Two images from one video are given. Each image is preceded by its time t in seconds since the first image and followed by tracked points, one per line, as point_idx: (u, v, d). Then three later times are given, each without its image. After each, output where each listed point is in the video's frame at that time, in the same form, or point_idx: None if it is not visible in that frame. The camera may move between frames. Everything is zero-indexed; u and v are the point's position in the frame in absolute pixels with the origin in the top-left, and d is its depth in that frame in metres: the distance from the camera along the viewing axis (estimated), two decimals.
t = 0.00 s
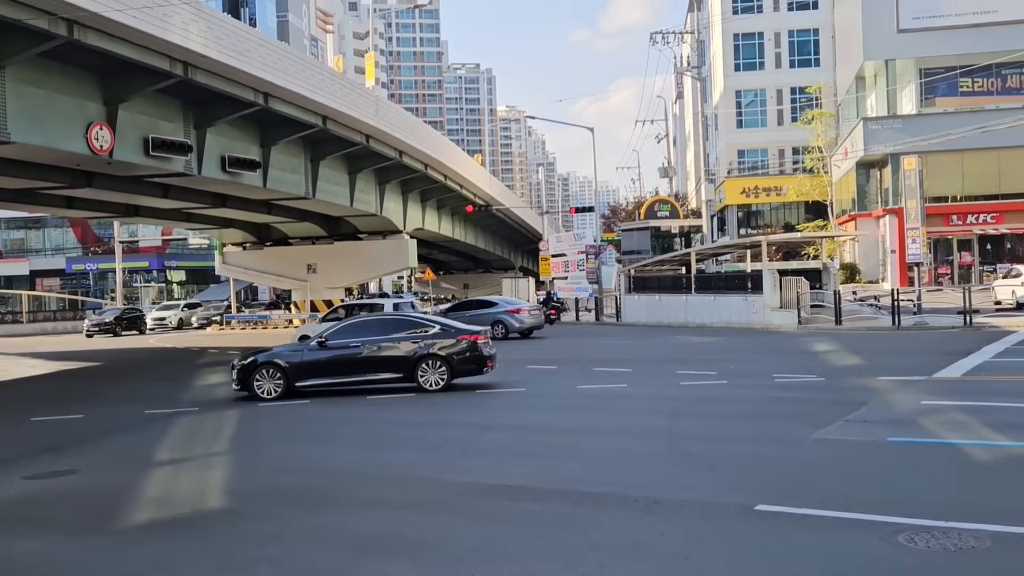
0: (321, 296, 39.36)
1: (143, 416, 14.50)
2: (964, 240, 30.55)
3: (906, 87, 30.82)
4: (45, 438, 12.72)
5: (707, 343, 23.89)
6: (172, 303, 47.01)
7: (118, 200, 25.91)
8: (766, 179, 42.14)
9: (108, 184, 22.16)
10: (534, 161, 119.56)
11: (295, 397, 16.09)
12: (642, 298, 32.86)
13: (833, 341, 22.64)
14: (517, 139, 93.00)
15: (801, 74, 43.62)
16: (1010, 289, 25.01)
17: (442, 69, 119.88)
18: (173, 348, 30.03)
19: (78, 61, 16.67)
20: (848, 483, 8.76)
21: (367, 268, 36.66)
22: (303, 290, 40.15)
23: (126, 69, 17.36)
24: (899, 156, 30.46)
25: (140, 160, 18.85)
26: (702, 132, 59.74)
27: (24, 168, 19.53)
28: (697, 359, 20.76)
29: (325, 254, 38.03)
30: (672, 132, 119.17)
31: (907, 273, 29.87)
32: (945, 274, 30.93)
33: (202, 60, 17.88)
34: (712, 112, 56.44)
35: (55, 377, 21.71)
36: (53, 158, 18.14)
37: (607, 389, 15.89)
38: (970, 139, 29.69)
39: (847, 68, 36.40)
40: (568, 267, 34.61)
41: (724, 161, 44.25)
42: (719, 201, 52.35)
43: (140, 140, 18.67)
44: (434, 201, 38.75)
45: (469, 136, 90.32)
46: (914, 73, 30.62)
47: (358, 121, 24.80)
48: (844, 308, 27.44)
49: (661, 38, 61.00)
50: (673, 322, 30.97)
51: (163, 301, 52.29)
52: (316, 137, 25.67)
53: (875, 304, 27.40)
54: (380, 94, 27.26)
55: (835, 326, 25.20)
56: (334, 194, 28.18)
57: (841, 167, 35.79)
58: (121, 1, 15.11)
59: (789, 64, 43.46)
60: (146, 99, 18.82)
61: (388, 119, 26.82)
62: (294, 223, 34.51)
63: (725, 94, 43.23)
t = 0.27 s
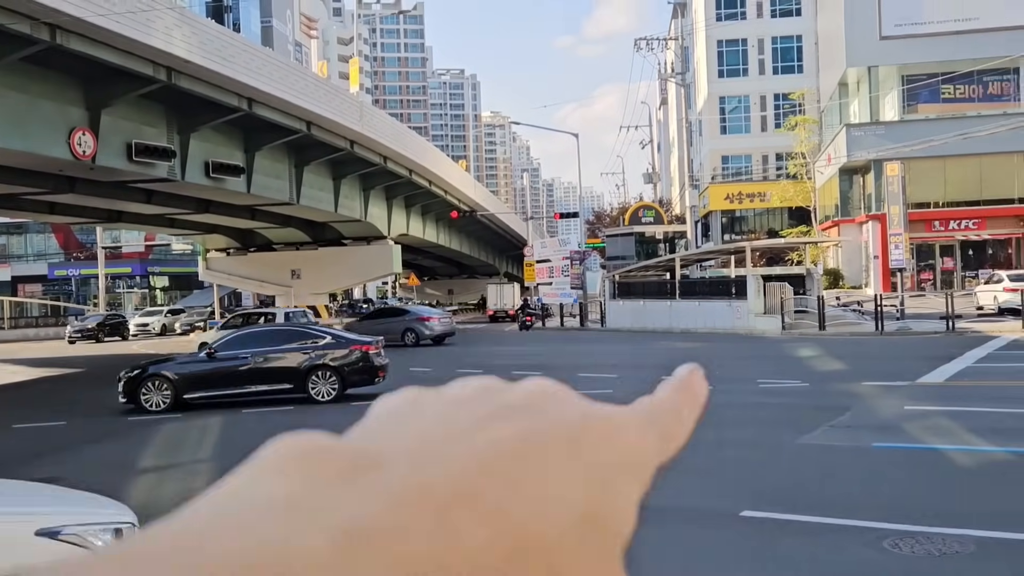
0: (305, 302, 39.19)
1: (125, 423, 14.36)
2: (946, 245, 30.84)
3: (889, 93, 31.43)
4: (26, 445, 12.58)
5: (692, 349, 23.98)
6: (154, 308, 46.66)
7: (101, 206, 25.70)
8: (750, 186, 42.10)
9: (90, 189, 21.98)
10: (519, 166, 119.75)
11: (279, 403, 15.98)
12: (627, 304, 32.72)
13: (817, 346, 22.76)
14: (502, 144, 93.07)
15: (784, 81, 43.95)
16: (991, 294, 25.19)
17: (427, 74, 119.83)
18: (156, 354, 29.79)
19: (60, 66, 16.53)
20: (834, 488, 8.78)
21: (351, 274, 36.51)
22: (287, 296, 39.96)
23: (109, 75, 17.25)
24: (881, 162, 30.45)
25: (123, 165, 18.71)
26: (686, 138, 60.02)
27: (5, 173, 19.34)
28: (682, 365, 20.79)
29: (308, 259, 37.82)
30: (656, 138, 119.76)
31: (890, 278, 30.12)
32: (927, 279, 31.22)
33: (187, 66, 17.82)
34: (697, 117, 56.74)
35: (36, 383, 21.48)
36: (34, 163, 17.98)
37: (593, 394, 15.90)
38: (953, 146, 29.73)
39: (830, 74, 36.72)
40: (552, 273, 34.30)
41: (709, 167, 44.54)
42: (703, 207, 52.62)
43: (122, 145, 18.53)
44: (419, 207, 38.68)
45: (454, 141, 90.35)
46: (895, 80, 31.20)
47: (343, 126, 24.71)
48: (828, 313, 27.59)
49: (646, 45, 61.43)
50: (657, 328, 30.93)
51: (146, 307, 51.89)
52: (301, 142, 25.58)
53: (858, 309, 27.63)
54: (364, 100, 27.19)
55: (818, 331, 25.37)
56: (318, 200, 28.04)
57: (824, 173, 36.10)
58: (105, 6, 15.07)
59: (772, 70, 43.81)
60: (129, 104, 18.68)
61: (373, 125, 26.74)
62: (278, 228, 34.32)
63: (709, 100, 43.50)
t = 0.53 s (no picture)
0: (289, 308, 38.80)
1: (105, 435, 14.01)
2: (935, 252, 30.84)
3: (878, 98, 30.80)
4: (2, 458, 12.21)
5: (683, 356, 23.81)
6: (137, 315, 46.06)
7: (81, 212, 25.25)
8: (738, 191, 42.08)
9: (71, 195, 21.61)
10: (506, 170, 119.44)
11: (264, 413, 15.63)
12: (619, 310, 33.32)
13: (808, 353, 22.64)
14: (489, 149, 92.83)
15: (773, 86, 43.93)
16: (981, 301, 25.08)
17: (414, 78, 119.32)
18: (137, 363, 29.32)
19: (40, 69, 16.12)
20: (832, 504, 8.56)
21: (335, 281, 36.13)
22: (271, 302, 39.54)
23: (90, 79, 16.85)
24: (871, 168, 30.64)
25: (103, 170, 18.32)
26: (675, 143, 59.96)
27: None
28: (672, 372, 20.60)
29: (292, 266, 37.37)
30: (644, 143, 119.92)
31: (880, 285, 30.13)
32: (917, 286, 31.23)
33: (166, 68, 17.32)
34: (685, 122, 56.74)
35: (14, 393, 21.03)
36: (12, 167, 17.54)
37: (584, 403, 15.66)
38: (943, 152, 29.86)
39: (819, 79, 36.74)
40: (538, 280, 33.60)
41: (697, 172, 44.57)
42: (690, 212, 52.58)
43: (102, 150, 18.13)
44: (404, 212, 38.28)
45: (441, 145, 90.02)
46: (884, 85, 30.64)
47: (327, 131, 24.29)
48: (817, 321, 27.52)
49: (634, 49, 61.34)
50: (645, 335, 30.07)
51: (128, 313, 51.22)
52: (285, 147, 25.04)
53: (847, 316, 27.63)
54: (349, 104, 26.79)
55: (808, 338, 25.28)
56: (302, 205, 27.61)
57: (813, 178, 36.10)
58: (85, 10, 14.71)
59: (761, 75, 43.84)
60: (110, 108, 18.27)
61: (357, 130, 26.35)
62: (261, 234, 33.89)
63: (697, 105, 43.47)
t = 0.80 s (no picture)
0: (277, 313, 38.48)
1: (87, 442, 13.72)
2: (928, 259, 30.64)
3: (871, 104, 31.00)
4: None
5: (677, 363, 23.68)
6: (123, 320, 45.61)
7: (66, 216, 24.88)
8: (732, 198, 41.72)
9: (55, 199, 21.32)
10: (498, 176, 119.32)
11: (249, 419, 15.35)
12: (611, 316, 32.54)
13: (801, 361, 22.45)
14: (481, 154, 92.65)
15: (766, 92, 43.91)
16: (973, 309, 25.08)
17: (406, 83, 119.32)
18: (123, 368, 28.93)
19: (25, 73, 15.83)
20: (837, 517, 8.35)
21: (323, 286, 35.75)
22: (259, 307, 39.18)
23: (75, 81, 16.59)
24: (864, 174, 30.52)
25: (87, 173, 18.00)
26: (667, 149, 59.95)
27: None
28: (665, 380, 20.36)
29: (281, 273, 37.02)
30: (636, 150, 120.45)
31: (873, 292, 30.02)
32: (909, 293, 30.61)
33: (154, 72, 17.11)
34: (677, 128, 56.77)
35: None
36: None
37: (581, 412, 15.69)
38: (938, 158, 29.70)
39: (812, 85, 36.80)
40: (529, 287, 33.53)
41: (690, 178, 44.60)
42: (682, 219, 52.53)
43: (87, 152, 17.80)
44: (394, 217, 37.95)
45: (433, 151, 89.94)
46: (877, 91, 30.70)
47: (315, 135, 23.94)
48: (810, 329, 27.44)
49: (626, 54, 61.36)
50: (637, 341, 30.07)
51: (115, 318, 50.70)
52: (273, 152, 24.80)
53: (841, 323, 27.58)
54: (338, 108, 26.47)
55: (801, 345, 25.20)
56: (290, 210, 27.23)
57: (805, 185, 36.05)
58: (73, 14, 14.54)
59: (754, 81, 43.89)
60: (96, 111, 17.96)
61: (346, 133, 26.02)
62: (248, 239, 33.54)
63: (690, 111, 43.50)
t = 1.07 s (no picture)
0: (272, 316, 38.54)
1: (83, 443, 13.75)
2: (921, 265, 30.99)
3: (865, 111, 30.98)
4: None
5: (671, 367, 23.80)
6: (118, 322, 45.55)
7: (63, 217, 24.91)
8: (727, 204, 42.38)
9: (51, 201, 21.36)
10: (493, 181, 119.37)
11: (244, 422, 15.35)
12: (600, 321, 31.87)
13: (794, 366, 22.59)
14: (476, 158, 92.81)
15: (761, 97, 44.11)
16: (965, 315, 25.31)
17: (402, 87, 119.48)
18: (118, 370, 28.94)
19: (22, 75, 15.91)
20: (832, 520, 8.41)
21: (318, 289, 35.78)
22: (254, 310, 39.21)
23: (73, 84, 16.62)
24: (859, 180, 31.46)
25: (84, 175, 18.08)
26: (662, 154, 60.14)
27: None
28: (659, 384, 20.45)
29: (276, 275, 37.19)
30: (631, 156, 120.71)
31: (866, 296, 30.14)
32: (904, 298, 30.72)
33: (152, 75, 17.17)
34: (672, 133, 56.92)
35: None
36: None
37: (575, 416, 15.78)
38: (927, 164, 29.86)
39: (806, 91, 36.98)
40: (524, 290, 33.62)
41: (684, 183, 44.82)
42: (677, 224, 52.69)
43: (84, 155, 17.86)
44: (389, 221, 38.01)
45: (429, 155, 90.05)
46: (871, 98, 30.48)
47: (312, 138, 23.98)
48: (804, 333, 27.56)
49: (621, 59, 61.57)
50: (632, 346, 30.21)
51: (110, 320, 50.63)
52: (269, 155, 24.73)
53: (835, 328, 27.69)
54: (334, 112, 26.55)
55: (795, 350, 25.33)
56: (285, 213, 27.25)
57: (799, 191, 36.22)
58: (71, 16, 14.69)
59: (749, 86, 44.13)
60: (94, 114, 18.00)
61: (342, 137, 26.09)
62: (244, 242, 33.59)
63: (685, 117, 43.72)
